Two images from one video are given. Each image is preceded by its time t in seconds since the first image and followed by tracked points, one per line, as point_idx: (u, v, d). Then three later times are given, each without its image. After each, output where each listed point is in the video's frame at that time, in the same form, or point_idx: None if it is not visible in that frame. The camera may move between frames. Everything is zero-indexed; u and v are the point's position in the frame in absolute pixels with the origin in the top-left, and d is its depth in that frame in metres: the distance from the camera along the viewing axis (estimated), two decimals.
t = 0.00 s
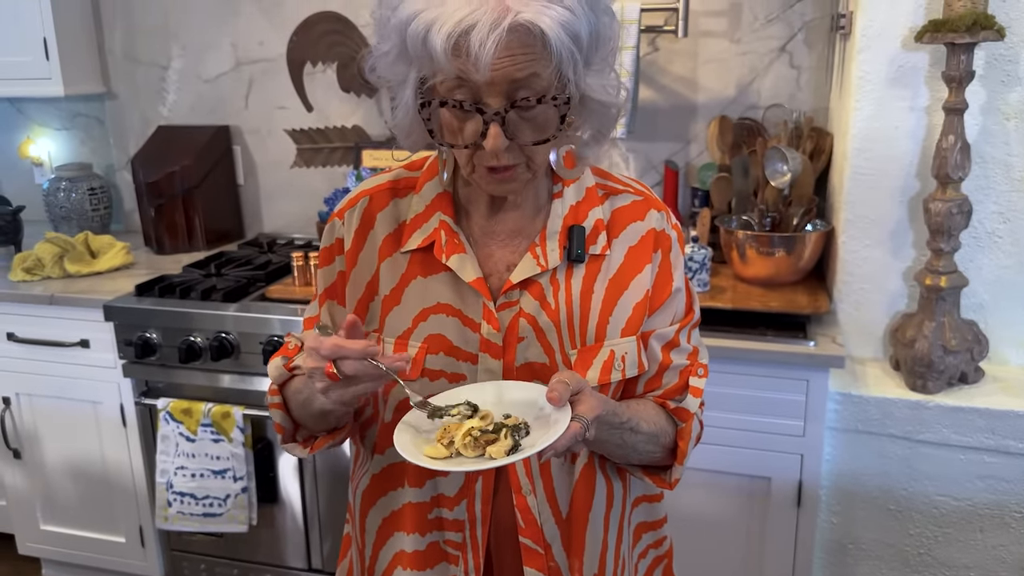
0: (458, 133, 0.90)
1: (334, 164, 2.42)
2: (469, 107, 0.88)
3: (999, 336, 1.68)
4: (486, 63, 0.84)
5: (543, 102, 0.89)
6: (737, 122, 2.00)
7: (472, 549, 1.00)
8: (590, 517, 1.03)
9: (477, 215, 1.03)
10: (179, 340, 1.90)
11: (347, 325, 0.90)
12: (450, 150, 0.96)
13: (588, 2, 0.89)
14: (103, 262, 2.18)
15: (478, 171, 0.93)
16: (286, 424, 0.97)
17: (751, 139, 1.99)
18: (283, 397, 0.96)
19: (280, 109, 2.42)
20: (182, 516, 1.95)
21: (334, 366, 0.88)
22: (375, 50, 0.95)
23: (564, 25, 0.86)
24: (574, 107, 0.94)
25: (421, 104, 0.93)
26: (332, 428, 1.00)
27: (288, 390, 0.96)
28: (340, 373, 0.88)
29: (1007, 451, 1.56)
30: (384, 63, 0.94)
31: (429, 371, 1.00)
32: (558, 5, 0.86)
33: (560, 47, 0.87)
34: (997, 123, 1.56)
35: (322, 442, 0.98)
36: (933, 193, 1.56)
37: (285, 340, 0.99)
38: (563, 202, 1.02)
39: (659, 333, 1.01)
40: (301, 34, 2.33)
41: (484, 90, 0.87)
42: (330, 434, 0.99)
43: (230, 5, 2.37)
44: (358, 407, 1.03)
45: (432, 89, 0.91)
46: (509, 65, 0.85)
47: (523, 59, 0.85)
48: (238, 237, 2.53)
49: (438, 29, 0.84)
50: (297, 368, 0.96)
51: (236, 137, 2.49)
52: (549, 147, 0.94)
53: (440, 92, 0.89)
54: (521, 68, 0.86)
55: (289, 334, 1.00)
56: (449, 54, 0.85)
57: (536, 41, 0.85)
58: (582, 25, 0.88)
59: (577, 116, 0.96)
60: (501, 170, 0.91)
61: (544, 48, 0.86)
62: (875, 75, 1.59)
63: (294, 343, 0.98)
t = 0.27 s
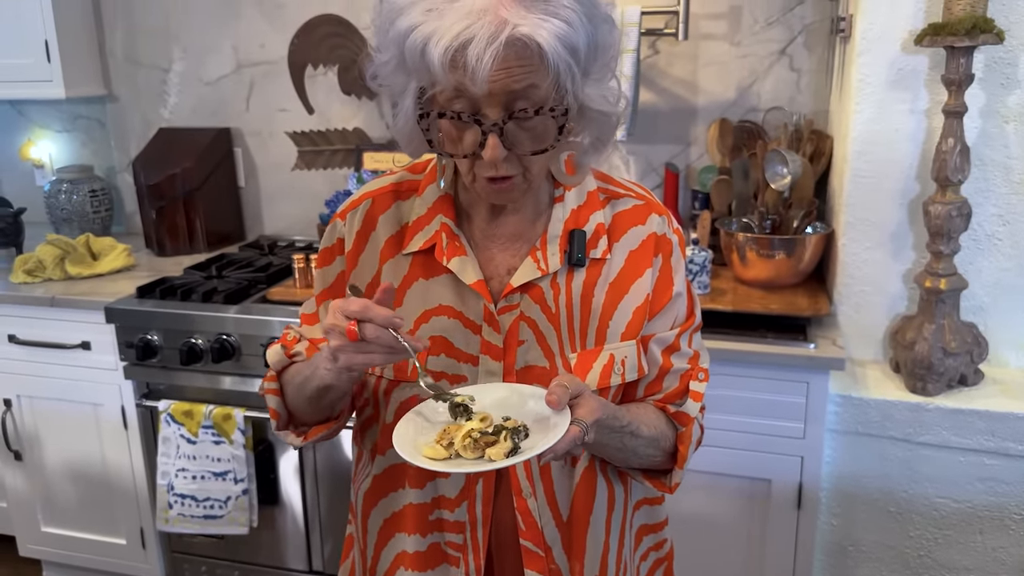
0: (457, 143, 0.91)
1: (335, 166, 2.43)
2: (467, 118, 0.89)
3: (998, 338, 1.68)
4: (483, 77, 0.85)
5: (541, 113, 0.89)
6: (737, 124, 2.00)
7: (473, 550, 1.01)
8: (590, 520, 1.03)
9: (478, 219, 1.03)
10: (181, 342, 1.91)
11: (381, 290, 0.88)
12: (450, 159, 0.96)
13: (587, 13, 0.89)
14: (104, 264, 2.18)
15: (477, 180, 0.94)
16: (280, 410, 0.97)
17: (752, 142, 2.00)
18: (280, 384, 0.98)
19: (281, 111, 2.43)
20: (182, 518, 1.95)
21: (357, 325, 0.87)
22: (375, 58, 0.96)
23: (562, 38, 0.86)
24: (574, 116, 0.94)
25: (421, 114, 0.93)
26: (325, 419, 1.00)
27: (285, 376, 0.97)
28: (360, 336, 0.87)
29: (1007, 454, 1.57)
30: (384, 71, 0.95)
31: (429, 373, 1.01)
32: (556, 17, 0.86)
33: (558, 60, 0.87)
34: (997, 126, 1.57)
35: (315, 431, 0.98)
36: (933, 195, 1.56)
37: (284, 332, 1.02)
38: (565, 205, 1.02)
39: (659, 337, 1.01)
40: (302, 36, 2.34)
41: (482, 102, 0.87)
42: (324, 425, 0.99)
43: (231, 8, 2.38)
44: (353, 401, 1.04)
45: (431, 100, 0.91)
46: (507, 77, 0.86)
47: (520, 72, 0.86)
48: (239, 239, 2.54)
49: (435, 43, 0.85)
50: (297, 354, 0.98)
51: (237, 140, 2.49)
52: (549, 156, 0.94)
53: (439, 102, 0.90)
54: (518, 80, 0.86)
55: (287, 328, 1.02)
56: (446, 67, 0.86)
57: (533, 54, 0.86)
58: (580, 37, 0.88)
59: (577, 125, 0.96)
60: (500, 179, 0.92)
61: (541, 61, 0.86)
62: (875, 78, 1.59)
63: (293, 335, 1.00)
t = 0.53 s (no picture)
0: (457, 149, 0.92)
1: (335, 168, 2.43)
2: (467, 125, 0.89)
3: (996, 340, 1.69)
4: (483, 86, 0.85)
5: (541, 122, 0.90)
6: (737, 126, 2.01)
7: (472, 552, 1.01)
8: (589, 523, 1.03)
9: (480, 222, 1.04)
10: (181, 343, 1.91)
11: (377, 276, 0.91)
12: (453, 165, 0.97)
13: (589, 23, 0.90)
14: (104, 265, 2.19)
15: (477, 185, 0.94)
16: (264, 402, 0.97)
17: (751, 144, 2.00)
18: (266, 375, 0.98)
19: (282, 113, 2.43)
20: (182, 519, 1.95)
21: (354, 309, 0.88)
22: (378, 63, 0.97)
23: (563, 48, 0.87)
24: (574, 124, 0.94)
25: (422, 120, 0.94)
26: (309, 417, 1.00)
27: (273, 367, 0.98)
28: (357, 320, 0.88)
29: (1005, 455, 1.57)
30: (387, 76, 0.96)
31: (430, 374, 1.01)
32: (557, 27, 0.87)
33: (559, 70, 0.87)
34: (995, 129, 1.57)
35: (298, 427, 0.98)
36: (931, 198, 1.57)
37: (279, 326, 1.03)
38: (567, 209, 1.03)
39: (659, 342, 1.01)
40: (302, 38, 2.34)
41: (482, 110, 0.88)
42: (307, 422, 0.99)
43: (232, 10, 2.38)
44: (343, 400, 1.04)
45: (432, 106, 0.92)
46: (507, 87, 0.86)
47: (520, 81, 0.86)
48: (239, 240, 2.54)
49: (436, 52, 0.85)
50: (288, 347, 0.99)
51: (237, 141, 2.50)
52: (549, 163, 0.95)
53: (440, 109, 0.91)
54: (518, 88, 0.87)
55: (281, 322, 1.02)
56: (446, 75, 0.86)
57: (534, 64, 0.86)
58: (581, 47, 0.89)
59: (578, 133, 0.96)
60: (499, 186, 0.93)
61: (542, 70, 0.87)
62: (873, 81, 1.60)
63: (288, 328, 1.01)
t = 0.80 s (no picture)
0: (459, 153, 0.92)
1: (335, 168, 2.44)
2: (470, 130, 0.90)
3: (994, 340, 1.69)
4: (487, 93, 0.86)
5: (543, 130, 0.90)
6: (736, 127, 2.01)
7: (473, 551, 1.02)
8: (589, 522, 1.04)
9: (481, 223, 1.04)
10: (180, 343, 1.91)
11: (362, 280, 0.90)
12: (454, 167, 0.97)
13: (594, 31, 0.90)
14: (104, 265, 2.19)
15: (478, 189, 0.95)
16: (254, 398, 0.97)
17: (750, 145, 2.00)
18: (259, 370, 0.97)
19: (281, 113, 2.44)
20: (182, 518, 1.95)
21: (339, 311, 0.87)
22: (382, 64, 0.97)
23: (567, 57, 0.87)
24: (576, 131, 0.95)
25: (424, 123, 0.94)
26: (298, 412, 1.00)
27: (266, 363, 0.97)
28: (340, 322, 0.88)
29: (1003, 455, 1.58)
30: (390, 77, 0.96)
31: (431, 375, 1.02)
32: (562, 35, 0.87)
33: (563, 79, 0.88)
34: (993, 130, 1.58)
35: (288, 423, 0.98)
36: (929, 199, 1.57)
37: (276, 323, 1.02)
38: (567, 210, 1.03)
39: (659, 342, 1.02)
40: (302, 38, 2.35)
41: (485, 116, 0.88)
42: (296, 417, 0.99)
43: (232, 10, 2.39)
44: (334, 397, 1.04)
45: (435, 110, 0.92)
46: (511, 94, 0.87)
47: (524, 89, 0.87)
48: (239, 240, 2.54)
49: (442, 57, 0.86)
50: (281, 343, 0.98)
51: (237, 141, 2.50)
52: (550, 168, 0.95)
53: (442, 113, 0.91)
54: (522, 96, 0.87)
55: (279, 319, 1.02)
56: (451, 80, 0.86)
57: (538, 72, 0.87)
58: (585, 56, 0.89)
59: (579, 139, 0.96)
60: (500, 190, 0.93)
61: (545, 78, 0.87)
62: (872, 82, 1.60)
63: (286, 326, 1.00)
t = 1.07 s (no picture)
0: (461, 155, 0.92)
1: (335, 168, 2.44)
2: (472, 133, 0.90)
3: (993, 341, 1.70)
4: (489, 96, 0.86)
5: (544, 132, 0.90)
6: (735, 128, 2.02)
7: (473, 552, 1.02)
8: (588, 523, 1.04)
9: (480, 225, 1.05)
10: (181, 343, 1.92)
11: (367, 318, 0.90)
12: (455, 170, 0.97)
13: (595, 34, 0.90)
14: (104, 265, 2.19)
15: (479, 190, 0.95)
16: (275, 412, 0.98)
17: (749, 145, 2.01)
18: (277, 385, 0.98)
19: (282, 113, 2.44)
20: (182, 518, 1.96)
21: (349, 355, 0.88)
22: (383, 66, 0.97)
23: (569, 61, 0.87)
24: (577, 133, 0.95)
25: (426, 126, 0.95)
26: (319, 423, 1.01)
27: (283, 377, 0.98)
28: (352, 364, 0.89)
29: (1001, 455, 1.58)
30: (391, 79, 0.96)
31: (430, 376, 1.02)
32: (564, 39, 0.88)
33: (564, 82, 0.88)
34: (991, 131, 1.58)
35: (309, 435, 0.99)
36: (928, 199, 1.58)
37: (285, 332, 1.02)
38: (567, 211, 1.04)
39: (657, 343, 1.02)
40: (302, 38, 2.35)
41: (487, 119, 0.89)
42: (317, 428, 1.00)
43: (232, 11, 2.39)
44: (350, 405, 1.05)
45: (437, 112, 0.92)
46: (513, 97, 0.87)
47: (526, 92, 0.87)
48: (239, 240, 2.55)
49: (444, 61, 0.86)
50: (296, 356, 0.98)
51: (237, 142, 2.50)
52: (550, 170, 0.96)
53: (444, 115, 0.91)
54: (524, 99, 0.87)
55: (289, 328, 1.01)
56: (453, 84, 0.87)
57: (539, 75, 0.87)
58: (586, 59, 0.89)
59: (580, 142, 0.97)
60: (501, 192, 0.94)
61: (547, 82, 0.88)
62: (871, 83, 1.61)
63: (295, 335, 0.99)
